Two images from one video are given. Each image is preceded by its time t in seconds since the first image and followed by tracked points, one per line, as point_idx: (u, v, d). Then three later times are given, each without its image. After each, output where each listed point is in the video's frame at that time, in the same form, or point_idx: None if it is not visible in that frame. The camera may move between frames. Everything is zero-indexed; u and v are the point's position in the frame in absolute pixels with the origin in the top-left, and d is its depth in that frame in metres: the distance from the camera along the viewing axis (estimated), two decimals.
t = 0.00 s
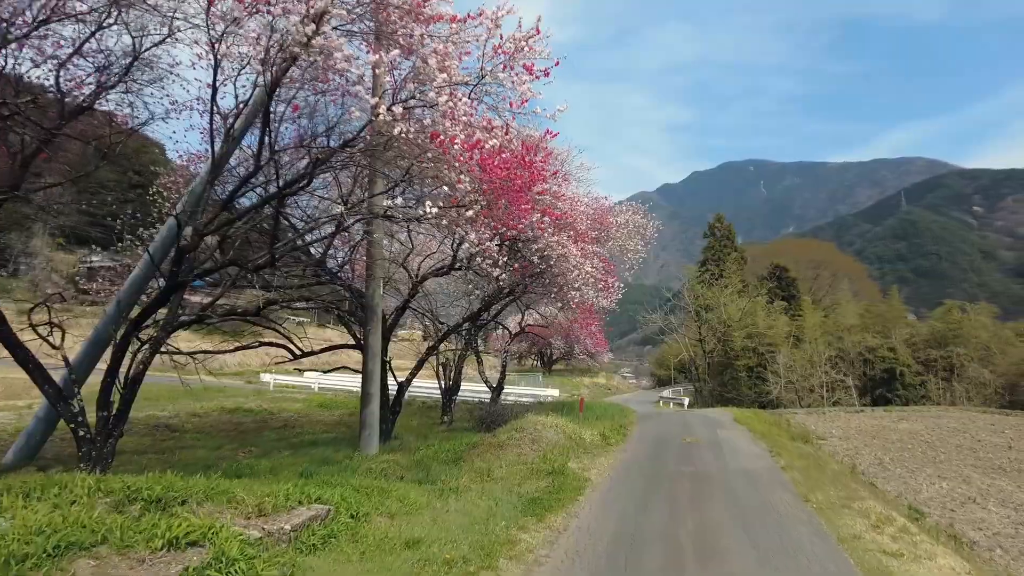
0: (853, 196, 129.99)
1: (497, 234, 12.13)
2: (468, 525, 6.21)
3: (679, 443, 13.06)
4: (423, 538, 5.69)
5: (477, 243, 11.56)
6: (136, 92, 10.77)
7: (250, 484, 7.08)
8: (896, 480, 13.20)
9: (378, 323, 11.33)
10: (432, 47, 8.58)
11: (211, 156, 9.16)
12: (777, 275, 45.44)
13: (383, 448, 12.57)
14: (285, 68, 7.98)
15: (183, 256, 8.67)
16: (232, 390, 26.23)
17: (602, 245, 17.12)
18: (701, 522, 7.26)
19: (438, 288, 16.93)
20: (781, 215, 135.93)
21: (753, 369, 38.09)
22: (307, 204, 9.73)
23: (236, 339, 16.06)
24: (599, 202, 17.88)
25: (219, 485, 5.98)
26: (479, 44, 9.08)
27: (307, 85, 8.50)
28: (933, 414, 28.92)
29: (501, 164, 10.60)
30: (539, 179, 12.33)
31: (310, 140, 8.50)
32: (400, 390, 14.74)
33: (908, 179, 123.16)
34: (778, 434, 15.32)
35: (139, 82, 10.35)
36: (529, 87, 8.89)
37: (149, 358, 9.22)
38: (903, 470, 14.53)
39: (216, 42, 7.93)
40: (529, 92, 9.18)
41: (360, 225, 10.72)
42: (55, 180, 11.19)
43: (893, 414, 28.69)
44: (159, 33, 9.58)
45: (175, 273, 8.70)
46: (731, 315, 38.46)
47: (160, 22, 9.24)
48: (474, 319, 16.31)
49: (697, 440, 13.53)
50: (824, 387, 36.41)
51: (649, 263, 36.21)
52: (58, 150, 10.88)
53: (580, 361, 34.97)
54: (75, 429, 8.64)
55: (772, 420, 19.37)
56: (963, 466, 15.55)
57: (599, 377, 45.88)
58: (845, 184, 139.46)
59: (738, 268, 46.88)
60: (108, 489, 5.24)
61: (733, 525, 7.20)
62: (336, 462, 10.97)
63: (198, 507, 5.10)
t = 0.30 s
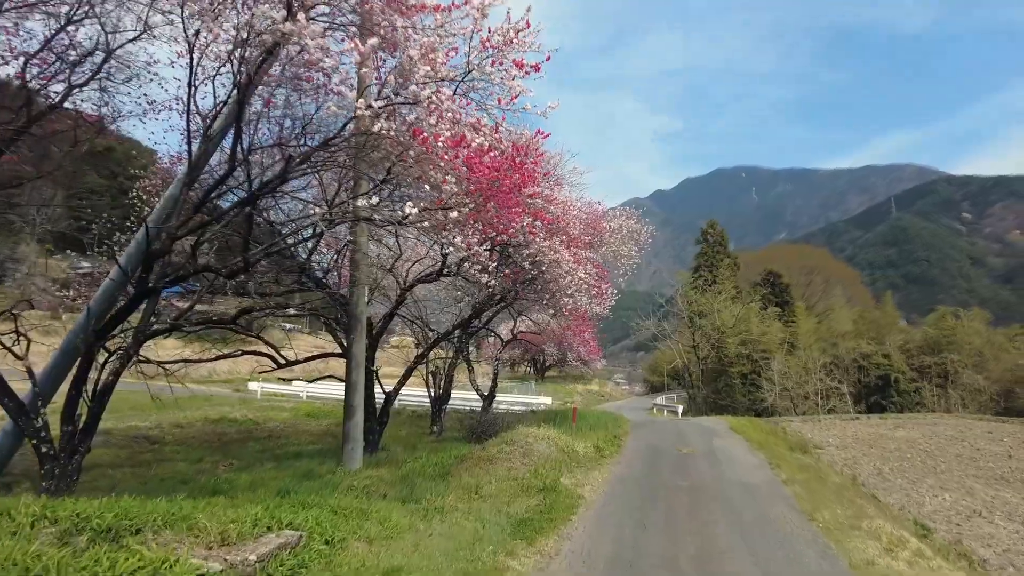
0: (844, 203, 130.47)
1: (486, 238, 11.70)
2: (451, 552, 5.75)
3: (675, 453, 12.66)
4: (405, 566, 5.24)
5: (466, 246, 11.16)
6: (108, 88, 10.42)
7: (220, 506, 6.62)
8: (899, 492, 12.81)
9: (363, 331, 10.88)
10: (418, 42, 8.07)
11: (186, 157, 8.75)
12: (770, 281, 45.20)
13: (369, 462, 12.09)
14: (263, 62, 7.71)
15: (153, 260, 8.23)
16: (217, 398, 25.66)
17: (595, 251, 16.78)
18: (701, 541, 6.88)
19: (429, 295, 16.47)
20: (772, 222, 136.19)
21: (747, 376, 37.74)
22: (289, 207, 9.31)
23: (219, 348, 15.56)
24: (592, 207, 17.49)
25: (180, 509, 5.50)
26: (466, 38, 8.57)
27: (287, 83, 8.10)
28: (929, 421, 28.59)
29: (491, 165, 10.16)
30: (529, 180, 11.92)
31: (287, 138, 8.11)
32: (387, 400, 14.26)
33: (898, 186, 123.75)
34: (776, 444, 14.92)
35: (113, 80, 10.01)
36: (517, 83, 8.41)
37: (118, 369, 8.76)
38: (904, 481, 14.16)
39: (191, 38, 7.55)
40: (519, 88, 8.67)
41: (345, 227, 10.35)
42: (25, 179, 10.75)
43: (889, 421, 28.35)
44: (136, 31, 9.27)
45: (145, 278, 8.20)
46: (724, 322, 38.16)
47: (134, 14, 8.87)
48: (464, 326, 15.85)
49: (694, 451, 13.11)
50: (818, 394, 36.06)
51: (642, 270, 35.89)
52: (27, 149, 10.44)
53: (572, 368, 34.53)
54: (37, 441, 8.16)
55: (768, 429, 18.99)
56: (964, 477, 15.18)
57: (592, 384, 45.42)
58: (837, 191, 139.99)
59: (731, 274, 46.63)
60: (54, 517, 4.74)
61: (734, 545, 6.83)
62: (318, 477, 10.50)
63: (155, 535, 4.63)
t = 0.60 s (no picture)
0: (833, 206, 131.03)
1: (473, 233, 11.29)
2: (433, 566, 5.30)
3: (669, 457, 12.26)
4: None
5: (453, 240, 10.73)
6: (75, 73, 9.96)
7: (186, 516, 6.12)
8: (898, 496, 12.47)
9: (345, 329, 10.40)
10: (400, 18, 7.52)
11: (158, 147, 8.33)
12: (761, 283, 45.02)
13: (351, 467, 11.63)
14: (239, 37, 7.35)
15: (116, 252, 7.73)
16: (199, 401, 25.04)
17: (587, 249, 16.39)
18: (702, 552, 6.50)
19: (416, 294, 16.03)
20: (762, 225, 136.56)
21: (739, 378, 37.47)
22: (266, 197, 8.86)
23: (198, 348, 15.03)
24: (585, 206, 17.09)
25: (134, 522, 5.01)
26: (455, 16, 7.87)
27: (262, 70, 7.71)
28: (922, 423, 28.37)
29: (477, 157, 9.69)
30: (519, 173, 11.53)
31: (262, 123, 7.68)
32: (371, 403, 13.83)
33: (886, 190, 124.43)
34: (772, 447, 14.52)
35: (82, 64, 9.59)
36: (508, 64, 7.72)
37: (82, 369, 8.21)
38: (902, 485, 13.84)
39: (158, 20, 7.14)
40: (508, 69, 8.03)
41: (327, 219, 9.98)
42: None
43: (882, 424, 28.08)
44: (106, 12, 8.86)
45: (108, 271, 7.65)
46: (716, 323, 37.89)
47: None
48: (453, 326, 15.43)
49: (688, 454, 12.71)
50: (811, 396, 35.81)
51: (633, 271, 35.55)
52: None
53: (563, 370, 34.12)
54: None
55: (762, 432, 18.64)
56: (962, 481, 14.88)
57: (582, 386, 45.01)
58: (826, 194, 140.63)
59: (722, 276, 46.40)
60: None
61: (734, 553, 6.45)
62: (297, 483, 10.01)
63: (100, 553, 4.16)
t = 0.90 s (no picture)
0: (821, 211, 131.61)
1: (458, 231, 10.83)
2: None
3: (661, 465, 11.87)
4: None
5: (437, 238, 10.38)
6: (39, 60, 9.48)
7: (141, 537, 5.62)
8: (897, 505, 12.12)
9: (323, 333, 9.97)
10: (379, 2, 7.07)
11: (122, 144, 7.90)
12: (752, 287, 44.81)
13: (331, 477, 11.17)
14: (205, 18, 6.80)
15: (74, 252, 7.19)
16: (179, 406, 24.40)
17: (577, 251, 16.00)
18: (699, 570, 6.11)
19: (401, 297, 15.55)
20: (751, 229, 136.98)
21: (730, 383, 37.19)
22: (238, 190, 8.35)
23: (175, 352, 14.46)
24: (574, 207, 16.69)
25: (76, 548, 4.52)
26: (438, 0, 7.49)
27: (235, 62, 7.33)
28: (914, 428, 28.16)
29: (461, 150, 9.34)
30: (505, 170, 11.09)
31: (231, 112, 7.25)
32: (353, 409, 13.38)
33: (874, 195, 125.14)
34: (766, 455, 14.15)
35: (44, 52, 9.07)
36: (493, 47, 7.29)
37: (38, 375, 7.77)
38: (899, 492, 13.51)
39: (121, 8, 6.71)
40: (493, 57, 7.64)
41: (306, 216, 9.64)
42: None
43: (874, 429, 27.84)
44: None
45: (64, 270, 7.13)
46: (706, 327, 37.60)
47: None
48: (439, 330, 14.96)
49: (680, 462, 12.31)
50: (802, 401, 35.55)
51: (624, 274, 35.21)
52: None
53: (552, 374, 33.71)
54: None
55: (754, 437, 18.30)
56: (959, 488, 14.57)
57: (572, 390, 44.62)
58: (815, 199, 141.21)
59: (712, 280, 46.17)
60: None
61: (733, 572, 6.05)
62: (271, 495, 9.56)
63: None
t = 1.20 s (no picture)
0: (811, 216, 132.09)
1: (443, 227, 10.44)
2: None
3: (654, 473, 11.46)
4: None
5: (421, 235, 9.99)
6: None
7: (88, 558, 5.12)
8: (897, 513, 11.75)
9: (300, 335, 9.57)
10: None
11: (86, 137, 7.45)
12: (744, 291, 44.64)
13: (310, 486, 10.67)
14: None
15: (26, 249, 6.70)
16: (161, 411, 23.79)
17: (567, 253, 15.61)
18: None
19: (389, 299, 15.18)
20: (742, 234, 137.34)
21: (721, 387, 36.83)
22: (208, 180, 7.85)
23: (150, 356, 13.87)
24: (565, 208, 16.33)
25: None
26: None
27: (203, 48, 6.90)
28: (906, 433, 27.93)
29: (444, 143, 8.96)
30: (491, 165, 10.71)
31: (199, 98, 6.83)
32: (336, 414, 12.90)
33: (863, 201, 125.73)
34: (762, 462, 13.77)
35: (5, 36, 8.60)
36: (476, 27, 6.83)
37: None
38: (899, 500, 13.15)
39: None
40: (478, 39, 7.21)
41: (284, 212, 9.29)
42: None
43: (867, 434, 27.57)
44: None
45: (16, 267, 6.63)
46: (698, 331, 37.35)
47: None
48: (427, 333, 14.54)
49: (675, 469, 11.93)
50: (795, 406, 35.32)
51: (615, 278, 34.91)
52: None
53: (544, 379, 33.28)
54: None
55: (749, 443, 17.93)
56: (958, 495, 14.23)
57: (563, 394, 44.26)
58: (804, 204, 141.77)
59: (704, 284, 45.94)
60: None
61: None
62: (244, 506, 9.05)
63: None
